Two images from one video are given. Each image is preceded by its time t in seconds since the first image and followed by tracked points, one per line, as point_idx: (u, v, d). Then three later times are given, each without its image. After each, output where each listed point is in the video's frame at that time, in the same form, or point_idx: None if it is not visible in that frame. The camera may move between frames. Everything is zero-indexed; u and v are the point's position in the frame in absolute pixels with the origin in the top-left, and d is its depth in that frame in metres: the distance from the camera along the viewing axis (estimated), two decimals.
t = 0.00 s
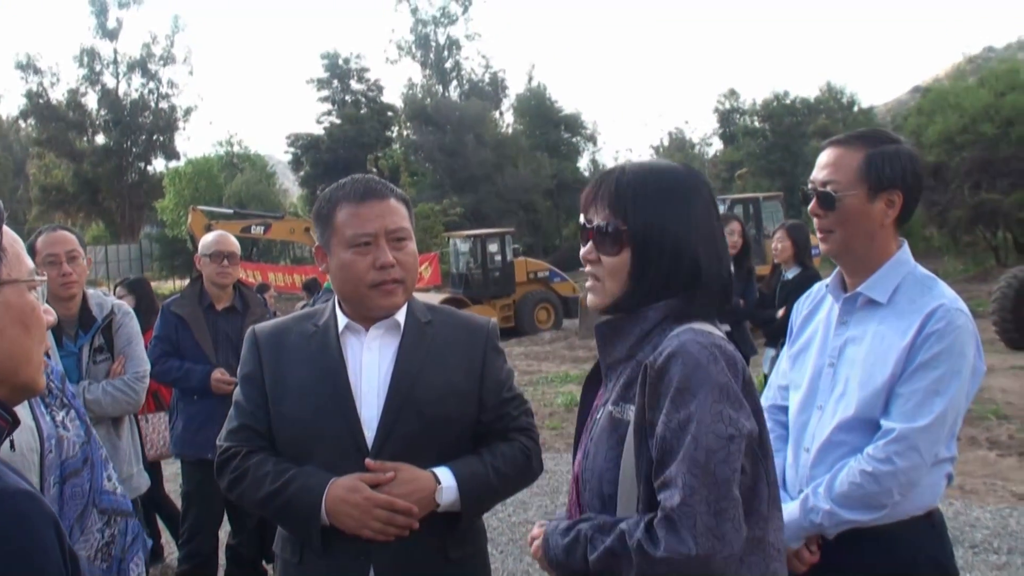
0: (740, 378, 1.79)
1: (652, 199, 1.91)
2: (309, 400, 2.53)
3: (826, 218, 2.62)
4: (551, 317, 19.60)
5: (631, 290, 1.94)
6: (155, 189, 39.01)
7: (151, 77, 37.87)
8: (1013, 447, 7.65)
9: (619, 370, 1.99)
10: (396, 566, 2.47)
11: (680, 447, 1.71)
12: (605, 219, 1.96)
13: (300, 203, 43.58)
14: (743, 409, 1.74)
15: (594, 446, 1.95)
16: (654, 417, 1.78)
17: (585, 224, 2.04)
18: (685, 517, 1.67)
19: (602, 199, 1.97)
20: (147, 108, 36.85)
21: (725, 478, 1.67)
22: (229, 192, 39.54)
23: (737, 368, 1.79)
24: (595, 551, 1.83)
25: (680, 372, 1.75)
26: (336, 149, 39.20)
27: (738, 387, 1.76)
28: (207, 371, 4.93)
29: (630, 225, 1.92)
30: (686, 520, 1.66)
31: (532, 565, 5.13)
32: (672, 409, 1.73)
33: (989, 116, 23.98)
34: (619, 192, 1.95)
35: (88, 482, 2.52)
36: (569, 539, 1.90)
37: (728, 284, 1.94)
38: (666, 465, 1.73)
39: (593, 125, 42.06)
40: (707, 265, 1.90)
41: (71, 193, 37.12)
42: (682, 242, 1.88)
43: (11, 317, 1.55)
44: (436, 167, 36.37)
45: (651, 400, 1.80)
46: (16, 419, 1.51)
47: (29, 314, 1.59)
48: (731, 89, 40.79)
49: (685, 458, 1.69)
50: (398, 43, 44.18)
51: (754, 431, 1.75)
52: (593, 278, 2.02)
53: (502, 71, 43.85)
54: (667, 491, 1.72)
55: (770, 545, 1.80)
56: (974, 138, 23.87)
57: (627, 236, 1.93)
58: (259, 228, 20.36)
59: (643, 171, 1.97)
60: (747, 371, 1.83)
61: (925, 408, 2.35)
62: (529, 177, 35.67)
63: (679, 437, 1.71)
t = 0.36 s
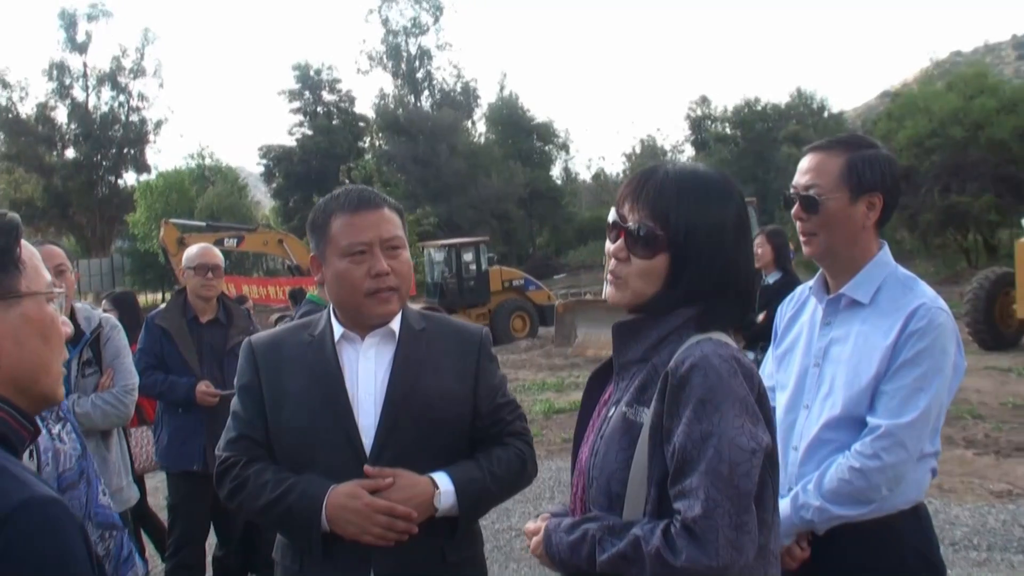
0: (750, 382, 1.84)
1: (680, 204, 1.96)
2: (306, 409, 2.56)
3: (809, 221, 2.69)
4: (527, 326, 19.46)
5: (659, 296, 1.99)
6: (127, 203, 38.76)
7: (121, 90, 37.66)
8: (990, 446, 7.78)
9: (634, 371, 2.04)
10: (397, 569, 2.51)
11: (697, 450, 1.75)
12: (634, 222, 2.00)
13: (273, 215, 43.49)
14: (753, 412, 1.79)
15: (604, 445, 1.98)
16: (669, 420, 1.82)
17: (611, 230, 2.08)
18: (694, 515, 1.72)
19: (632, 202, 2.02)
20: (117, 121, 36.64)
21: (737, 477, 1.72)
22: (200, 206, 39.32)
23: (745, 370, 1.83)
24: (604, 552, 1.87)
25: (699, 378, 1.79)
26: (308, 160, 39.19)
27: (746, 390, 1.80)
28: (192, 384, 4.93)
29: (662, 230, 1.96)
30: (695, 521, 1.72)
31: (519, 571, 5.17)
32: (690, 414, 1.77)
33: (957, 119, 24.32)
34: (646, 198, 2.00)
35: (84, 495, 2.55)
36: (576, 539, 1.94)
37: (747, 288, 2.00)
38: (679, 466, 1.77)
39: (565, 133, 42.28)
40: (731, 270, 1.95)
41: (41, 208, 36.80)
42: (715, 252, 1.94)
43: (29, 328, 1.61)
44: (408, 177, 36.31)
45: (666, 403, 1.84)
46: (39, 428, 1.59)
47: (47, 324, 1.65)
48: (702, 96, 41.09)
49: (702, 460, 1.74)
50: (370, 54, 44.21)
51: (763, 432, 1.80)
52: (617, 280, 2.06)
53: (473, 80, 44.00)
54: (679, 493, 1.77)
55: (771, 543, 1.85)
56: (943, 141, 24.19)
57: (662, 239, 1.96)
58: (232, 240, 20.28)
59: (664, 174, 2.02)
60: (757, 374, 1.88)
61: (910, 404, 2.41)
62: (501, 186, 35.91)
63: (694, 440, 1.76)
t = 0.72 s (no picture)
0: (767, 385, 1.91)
1: (687, 210, 2.03)
2: (313, 417, 2.61)
3: (802, 227, 2.76)
4: (501, 333, 19.62)
5: (674, 303, 2.06)
6: (95, 215, 38.46)
7: (88, 101, 37.38)
8: (964, 447, 7.91)
9: (653, 374, 2.10)
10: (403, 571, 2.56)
11: (715, 451, 1.82)
12: (646, 231, 2.07)
13: (243, 226, 43.34)
14: (767, 415, 1.86)
15: (624, 446, 2.04)
16: (688, 421, 1.89)
17: (622, 240, 2.15)
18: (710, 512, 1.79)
19: (642, 212, 2.09)
20: (84, 133, 36.34)
21: (751, 475, 1.79)
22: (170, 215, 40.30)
23: (760, 372, 1.89)
24: (624, 549, 1.92)
25: (720, 382, 1.86)
26: (278, 170, 39.15)
27: (761, 390, 1.87)
28: (179, 395, 4.93)
29: (673, 238, 2.03)
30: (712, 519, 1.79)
31: None
32: (711, 415, 1.84)
33: (924, 126, 24.69)
34: (655, 207, 2.07)
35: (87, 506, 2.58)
36: (596, 536, 1.99)
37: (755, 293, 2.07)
38: (698, 465, 1.84)
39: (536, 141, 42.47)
40: (741, 275, 2.02)
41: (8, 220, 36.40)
42: (726, 257, 2.01)
43: (68, 339, 1.69)
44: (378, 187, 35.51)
45: (687, 405, 1.91)
46: (76, 436, 1.68)
47: (85, 335, 1.73)
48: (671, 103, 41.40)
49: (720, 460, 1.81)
50: (339, 63, 44.20)
51: (778, 434, 1.86)
52: (635, 290, 2.12)
53: (444, 89, 44.12)
54: (696, 491, 1.83)
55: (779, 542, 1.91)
56: (911, 147, 24.50)
57: (671, 246, 2.03)
58: (203, 251, 20.20)
59: (672, 185, 2.09)
60: (771, 378, 1.94)
61: (901, 404, 2.49)
62: (473, 195, 36.06)
63: (714, 440, 1.82)
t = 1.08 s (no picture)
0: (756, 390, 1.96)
1: (655, 225, 2.09)
2: (300, 420, 2.63)
3: (785, 234, 2.81)
4: (479, 341, 19.61)
5: (657, 312, 2.10)
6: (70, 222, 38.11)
7: (63, 107, 37.08)
8: (940, 455, 8.01)
9: (651, 382, 2.14)
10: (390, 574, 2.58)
11: (688, 431, 1.91)
12: (619, 243, 2.12)
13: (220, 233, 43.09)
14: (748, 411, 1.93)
15: (622, 446, 2.11)
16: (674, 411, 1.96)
17: (593, 262, 2.17)
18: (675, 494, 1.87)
19: (621, 222, 2.13)
20: (60, 139, 36.03)
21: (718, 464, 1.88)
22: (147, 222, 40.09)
23: (745, 373, 1.95)
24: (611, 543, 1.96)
25: (713, 380, 1.94)
26: (256, 177, 39.01)
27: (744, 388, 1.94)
28: (161, 401, 4.92)
29: (644, 258, 2.08)
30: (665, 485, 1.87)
31: None
32: (693, 404, 1.94)
33: (900, 136, 24.91)
34: (625, 224, 2.12)
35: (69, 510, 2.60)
36: (557, 419, 2.09)
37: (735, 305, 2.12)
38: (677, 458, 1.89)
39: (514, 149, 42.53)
40: (719, 287, 2.09)
41: None
42: (704, 267, 2.07)
43: (71, 343, 1.73)
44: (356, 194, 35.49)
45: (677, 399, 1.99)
46: (75, 439, 1.72)
47: (86, 341, 1.77)
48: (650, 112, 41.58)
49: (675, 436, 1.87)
50: (317, 70, 44.13)
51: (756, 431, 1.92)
52: (613, 313, 2.15)
53: (422, 97, 44.13)
54: (656, 461, 1.93)
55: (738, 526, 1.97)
56: (887, 157, 24.68)
57: (639, 263, 2.09)
58: (179, 258, 20.08)
59: (645, 202, 2.15)
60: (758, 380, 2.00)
61: (881, 408, 2.54)
62: (451, 203, 36.07)
63: (688, 425, 1.91)
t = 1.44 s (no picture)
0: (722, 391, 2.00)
1: (618, 241, 2.13)
2: (281, 429, 2.63)
3: (765, 240, 2.82)
4: (462, 348, 19.59)
5: (619, 317, 2.12)
6: (49, 231, 37.79)
7: (43, 116, 36.79)
8: (922, 459, 8.06)
9: (614, 386, 2.14)
10: None
11: (640, 423, 1.94)
12: (578, 251, 2.14)
13: (202, 242, 42.86)
14: (713, 411, 1.96)
15: (587, 451, 2.11)
16: (630, 410, 1.98)
17: (544, 274, 2.20)
18: (645, 494, 1.89)
19: (583, 232, 2.15)
20: (40, 148, 35.73)
21: (682, 461, 1.91)
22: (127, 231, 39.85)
23: (710, 373, 1.99)
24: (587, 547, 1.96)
25: (674, 377, 1.97)
26: (237, 185, 38.86)
27: (708, 388, 1.97)
28: (142, 411, 4.89)
29: (599, 269, 2.11)
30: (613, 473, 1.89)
31: None
32: (666, 408, 1.95)
33: (881, 141, 25.07)
34: (587, 236, 2.14)
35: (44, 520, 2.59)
36: (488, 448, 2.08)
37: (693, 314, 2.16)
38: (648, 458, 1.90)
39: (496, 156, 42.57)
40: (677, 296, 2.14)
41: None
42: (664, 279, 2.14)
43: (53, 355, 1.74)
44: (338, 202, 35.61)
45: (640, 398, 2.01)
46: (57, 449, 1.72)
47: (69, 350, 1.78)
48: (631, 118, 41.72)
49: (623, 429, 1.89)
50: (298, 78, 44.05)
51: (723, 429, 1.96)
52: (569, 323, 2.17)
53: (404, 104, 44.12)
54: (609, 451, 1.95)
55: (699, 516, 1.99)
56: (868, 162, 24.82)
57: (598, 274, 2.12)
58: (161, 266, 19.96)
59: (615, 218, 2.18)
60: (722, 381, 2.02)
61: (862, 412, 2.55)
62: (434, 210, 36.07)
63: (656, 432, 1.92)
